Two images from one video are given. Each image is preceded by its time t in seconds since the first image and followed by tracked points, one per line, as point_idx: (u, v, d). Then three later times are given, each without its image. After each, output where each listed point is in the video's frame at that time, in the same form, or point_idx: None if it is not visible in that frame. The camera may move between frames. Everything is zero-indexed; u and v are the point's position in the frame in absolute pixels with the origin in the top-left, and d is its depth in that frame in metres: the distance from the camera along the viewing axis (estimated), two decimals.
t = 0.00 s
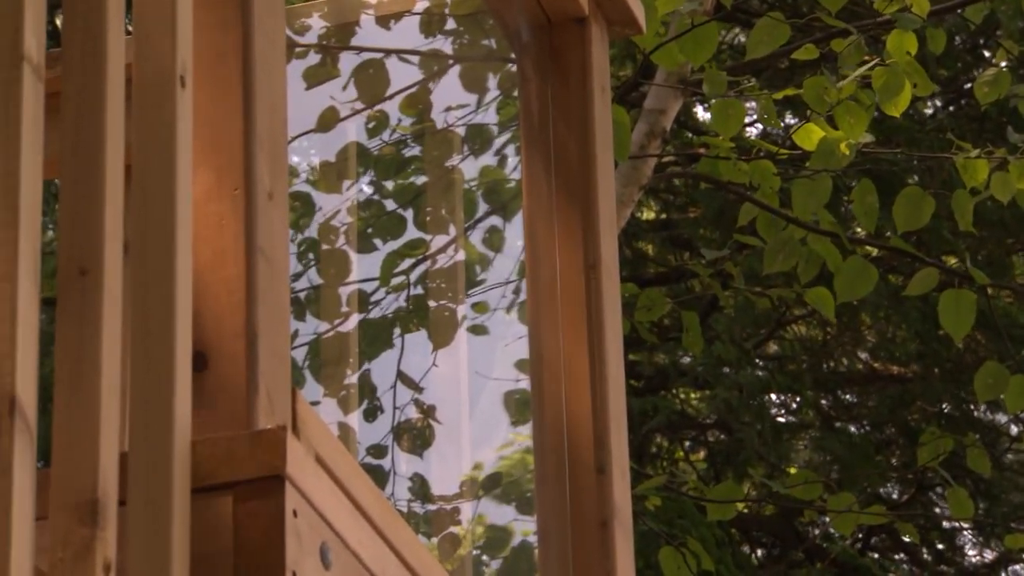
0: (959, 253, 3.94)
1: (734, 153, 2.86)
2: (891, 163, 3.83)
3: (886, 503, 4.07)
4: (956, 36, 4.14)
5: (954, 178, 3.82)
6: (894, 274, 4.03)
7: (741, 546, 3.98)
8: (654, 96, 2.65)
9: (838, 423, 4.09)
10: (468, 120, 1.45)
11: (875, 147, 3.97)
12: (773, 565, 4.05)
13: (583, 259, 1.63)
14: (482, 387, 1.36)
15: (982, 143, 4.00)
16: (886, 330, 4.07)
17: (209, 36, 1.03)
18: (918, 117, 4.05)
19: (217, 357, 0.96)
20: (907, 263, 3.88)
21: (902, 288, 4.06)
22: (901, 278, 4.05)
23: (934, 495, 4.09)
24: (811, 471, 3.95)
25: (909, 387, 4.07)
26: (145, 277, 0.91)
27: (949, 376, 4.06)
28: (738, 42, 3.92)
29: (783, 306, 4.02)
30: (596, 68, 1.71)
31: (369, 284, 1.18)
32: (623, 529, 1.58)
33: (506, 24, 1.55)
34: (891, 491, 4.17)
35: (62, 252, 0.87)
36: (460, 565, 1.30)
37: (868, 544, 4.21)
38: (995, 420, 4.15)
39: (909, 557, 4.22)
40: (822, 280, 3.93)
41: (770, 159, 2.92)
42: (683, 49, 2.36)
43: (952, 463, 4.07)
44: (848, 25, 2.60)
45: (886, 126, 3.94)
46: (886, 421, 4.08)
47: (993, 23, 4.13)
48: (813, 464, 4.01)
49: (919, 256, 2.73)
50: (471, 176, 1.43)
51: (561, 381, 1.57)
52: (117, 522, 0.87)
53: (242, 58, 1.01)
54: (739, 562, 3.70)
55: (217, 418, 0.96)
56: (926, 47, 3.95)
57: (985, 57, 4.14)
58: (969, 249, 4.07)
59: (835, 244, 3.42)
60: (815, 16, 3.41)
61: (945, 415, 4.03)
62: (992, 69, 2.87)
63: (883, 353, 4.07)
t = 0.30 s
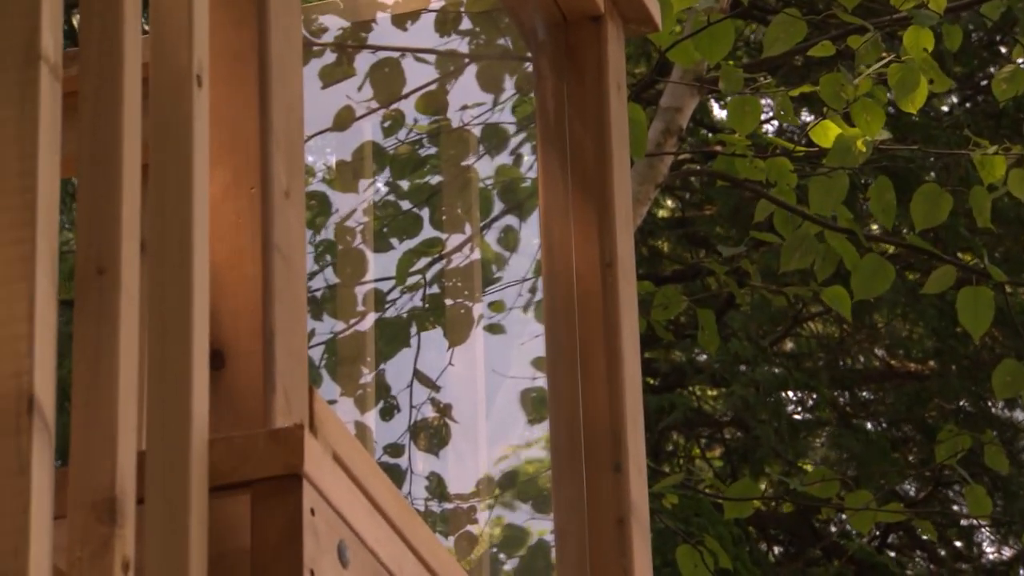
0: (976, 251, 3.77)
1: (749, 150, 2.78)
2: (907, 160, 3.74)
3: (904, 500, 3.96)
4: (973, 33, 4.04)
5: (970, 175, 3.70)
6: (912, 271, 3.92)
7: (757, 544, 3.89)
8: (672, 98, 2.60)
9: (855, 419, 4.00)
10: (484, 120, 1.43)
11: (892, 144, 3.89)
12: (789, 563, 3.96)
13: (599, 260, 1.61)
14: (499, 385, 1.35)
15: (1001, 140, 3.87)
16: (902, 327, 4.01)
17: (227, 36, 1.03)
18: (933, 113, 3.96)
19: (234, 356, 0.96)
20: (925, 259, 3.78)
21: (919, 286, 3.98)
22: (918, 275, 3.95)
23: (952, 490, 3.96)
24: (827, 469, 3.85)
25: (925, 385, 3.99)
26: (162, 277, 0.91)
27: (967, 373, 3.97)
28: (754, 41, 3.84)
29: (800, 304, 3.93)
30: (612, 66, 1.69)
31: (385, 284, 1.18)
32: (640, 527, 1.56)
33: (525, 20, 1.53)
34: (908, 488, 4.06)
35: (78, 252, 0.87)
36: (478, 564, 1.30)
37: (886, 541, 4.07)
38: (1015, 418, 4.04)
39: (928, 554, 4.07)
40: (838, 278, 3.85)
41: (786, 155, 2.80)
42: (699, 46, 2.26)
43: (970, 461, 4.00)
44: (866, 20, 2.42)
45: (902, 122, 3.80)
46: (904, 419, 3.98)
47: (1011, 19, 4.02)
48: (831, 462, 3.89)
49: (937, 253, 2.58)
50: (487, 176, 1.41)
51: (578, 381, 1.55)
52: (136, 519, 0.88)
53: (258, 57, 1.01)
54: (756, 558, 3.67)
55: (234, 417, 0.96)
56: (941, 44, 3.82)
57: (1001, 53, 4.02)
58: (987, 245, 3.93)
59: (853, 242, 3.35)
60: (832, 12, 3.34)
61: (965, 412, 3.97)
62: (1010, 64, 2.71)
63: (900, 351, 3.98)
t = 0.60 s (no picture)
0: (986, 253, 3.69)
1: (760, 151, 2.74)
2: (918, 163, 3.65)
3: (916, 503, 3.89)
4: (983, 34, 3.99)
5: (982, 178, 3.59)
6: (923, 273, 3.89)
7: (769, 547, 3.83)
8: (685, 99, 2.58)
9: (866, 422, 3.99)
10: (494, 123, 1.43)
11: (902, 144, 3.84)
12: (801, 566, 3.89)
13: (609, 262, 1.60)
14: (509, 388, 1.34)
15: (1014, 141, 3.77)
16: (914, 327, 3.95)
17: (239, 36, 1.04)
18: (944, 113, 3.89)
19: (245, 357, 0.96)
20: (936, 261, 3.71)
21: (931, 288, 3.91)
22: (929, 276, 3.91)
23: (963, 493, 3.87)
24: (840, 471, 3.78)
25: (937, 386, 3.95)
26: (173, 279, 0.92)
27: (978, 374, 3.92)
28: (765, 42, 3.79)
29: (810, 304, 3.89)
30: (623, 67, 1.67)
31: (396, 287, 1.18)
32: (652, 529, 1.54)
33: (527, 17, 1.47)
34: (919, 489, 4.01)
35: (91, 253, 0.88)
36: (487, 569, 1.28)
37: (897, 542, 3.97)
38: None
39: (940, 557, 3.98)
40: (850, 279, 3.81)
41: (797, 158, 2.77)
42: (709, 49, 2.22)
43: (981, 462, 3.94)
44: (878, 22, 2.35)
45: (912, 122, 3.73)
46: (915, 421, 3.96)
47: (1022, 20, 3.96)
48: (841, 464, 3.86)
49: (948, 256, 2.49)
50: (497, 178, 1.41)
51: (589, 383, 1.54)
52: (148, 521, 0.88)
53: (269, 57, 1.01)
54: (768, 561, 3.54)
55: (244, 418, 0.95)
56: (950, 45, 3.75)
57: (1013, 54, 3.93)
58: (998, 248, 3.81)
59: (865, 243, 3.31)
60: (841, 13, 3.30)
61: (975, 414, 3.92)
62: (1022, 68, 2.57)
63: (913, 352, 3.93)
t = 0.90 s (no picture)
0: (990, 253, 3.69)
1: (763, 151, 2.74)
2: (923, 163, 3.63)
3: (918, 502, 3.89)
4: (987, 33, 3.98)
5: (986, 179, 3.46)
6: (926, 272, 3.87)
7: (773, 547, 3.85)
8: (688, 100, 2.57)
9: (869, 421, 3.97)
10: (496, 123, 1.43)
11: (906, 144, 3.82)
12: (803, 566, 3.88)
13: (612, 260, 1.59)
14: (512, 389, 1.34)
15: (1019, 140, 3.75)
16: (917, 327, 3.93)
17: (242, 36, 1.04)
18: (947, 112, 3.88)
19: (248, 357, 0.96)
20: (938, 260, 3.72)
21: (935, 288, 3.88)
22: (932, 276, 3.89)
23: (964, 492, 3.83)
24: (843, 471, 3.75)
25: (940, 385, 3.92)
26: (176, 278, 0.92)
27: (981, 374, 3.89)
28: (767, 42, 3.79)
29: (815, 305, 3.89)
30: (626, 67, 1.67)
31: (399, 287, 1.18)
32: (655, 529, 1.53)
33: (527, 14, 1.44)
34: (923, 489, 4.00)
35: (94, 253, 0.88)
36: (490, 570, 1.28)
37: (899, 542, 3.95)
38: None
39: (943, 557, 3.96)
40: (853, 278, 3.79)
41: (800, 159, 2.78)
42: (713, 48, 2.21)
43: (985, 462, 3.91)
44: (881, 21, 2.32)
45: (916, 121, 3.73)
46: (918, 421, 3.90)
47: None
48: (845, 464, 3.82)
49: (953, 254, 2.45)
50: (499, 179, 1.41)
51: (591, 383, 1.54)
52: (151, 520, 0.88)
53: (272, 57, 1.01)
54: (771, 560, 3.58)
55: (248, 418, 0.95)
56: (954, 43, 3.75)
57: (1016, 54, 3.94)
58: (1002, 247, 3.77)
59: (868, 244, 3.29)
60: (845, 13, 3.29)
61: (978, 414, 3.91)
62: None
63: (916, 352, 3.92)
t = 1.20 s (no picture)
0: (990, 253, 3.70)
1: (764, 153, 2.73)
2: (923, 163, 3.62)
3: (918, 501, 3.90)
4: (987, 33, 3.98)
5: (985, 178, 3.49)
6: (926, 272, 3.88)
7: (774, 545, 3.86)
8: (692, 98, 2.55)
9: (870, 421, 3.99)
10: (498, 124, 1.43)
11: (906, 145, 3.83)
12: (804, 566, 3.89)
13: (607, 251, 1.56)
14: (512, 390, 1.34)
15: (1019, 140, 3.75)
16: (918, 327, 3.93)
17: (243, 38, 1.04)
18: (948, 113, 3.88)
19: (248, 357, 0.96)
20: (938, 260, 3.72)
21: (935, 288, 3.82)
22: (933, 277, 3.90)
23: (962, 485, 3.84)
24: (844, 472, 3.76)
25: (939, 386, 3.97)
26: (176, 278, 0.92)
27: (981, 374, 3.93)
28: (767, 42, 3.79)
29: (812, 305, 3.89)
30: (626, 67, 1.67)
31: (399, 289, 1.18)
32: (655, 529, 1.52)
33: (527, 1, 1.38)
34: (923, 489, 4.00)
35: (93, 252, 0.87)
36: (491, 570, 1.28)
37: (895, 547, 3.90)
38: None
39: (943, 556, 3.97)
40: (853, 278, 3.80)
41: (800, 160, 2.77)
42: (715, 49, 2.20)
43: (985, 462, 3.92)
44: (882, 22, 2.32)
45: (917, 122, 3.73)
46: (919, 422, 3.97)
47: None
48: (846, 464, 3.83)
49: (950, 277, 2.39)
50: (501, 180, 1.41)
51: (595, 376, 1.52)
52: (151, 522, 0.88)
53: (271, 57, 1.01)
54: (772, 560, 3.57)
55: (247, 418, 0.95)
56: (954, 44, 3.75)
57: (1016, 54, 3.94)
58: (1002, 248, 3.77)
59: (869, 244, 3.29)
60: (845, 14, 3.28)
61: (977, 413, 3.93)
62: None
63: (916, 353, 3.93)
